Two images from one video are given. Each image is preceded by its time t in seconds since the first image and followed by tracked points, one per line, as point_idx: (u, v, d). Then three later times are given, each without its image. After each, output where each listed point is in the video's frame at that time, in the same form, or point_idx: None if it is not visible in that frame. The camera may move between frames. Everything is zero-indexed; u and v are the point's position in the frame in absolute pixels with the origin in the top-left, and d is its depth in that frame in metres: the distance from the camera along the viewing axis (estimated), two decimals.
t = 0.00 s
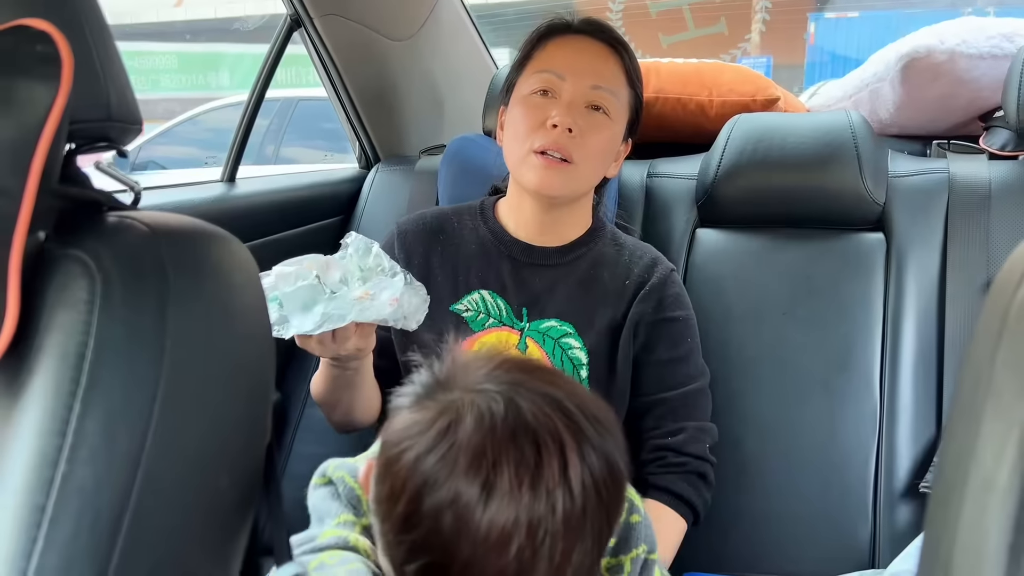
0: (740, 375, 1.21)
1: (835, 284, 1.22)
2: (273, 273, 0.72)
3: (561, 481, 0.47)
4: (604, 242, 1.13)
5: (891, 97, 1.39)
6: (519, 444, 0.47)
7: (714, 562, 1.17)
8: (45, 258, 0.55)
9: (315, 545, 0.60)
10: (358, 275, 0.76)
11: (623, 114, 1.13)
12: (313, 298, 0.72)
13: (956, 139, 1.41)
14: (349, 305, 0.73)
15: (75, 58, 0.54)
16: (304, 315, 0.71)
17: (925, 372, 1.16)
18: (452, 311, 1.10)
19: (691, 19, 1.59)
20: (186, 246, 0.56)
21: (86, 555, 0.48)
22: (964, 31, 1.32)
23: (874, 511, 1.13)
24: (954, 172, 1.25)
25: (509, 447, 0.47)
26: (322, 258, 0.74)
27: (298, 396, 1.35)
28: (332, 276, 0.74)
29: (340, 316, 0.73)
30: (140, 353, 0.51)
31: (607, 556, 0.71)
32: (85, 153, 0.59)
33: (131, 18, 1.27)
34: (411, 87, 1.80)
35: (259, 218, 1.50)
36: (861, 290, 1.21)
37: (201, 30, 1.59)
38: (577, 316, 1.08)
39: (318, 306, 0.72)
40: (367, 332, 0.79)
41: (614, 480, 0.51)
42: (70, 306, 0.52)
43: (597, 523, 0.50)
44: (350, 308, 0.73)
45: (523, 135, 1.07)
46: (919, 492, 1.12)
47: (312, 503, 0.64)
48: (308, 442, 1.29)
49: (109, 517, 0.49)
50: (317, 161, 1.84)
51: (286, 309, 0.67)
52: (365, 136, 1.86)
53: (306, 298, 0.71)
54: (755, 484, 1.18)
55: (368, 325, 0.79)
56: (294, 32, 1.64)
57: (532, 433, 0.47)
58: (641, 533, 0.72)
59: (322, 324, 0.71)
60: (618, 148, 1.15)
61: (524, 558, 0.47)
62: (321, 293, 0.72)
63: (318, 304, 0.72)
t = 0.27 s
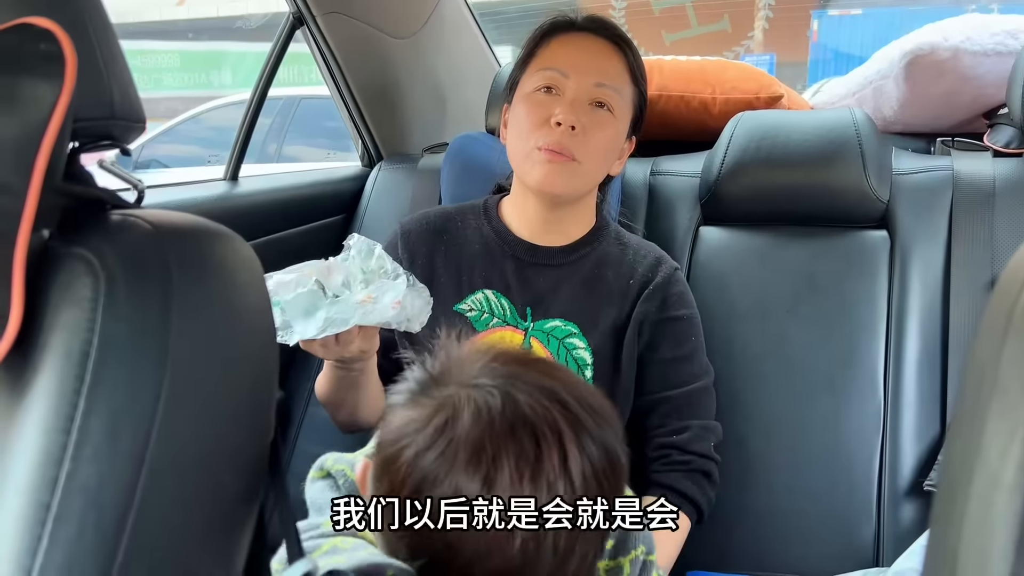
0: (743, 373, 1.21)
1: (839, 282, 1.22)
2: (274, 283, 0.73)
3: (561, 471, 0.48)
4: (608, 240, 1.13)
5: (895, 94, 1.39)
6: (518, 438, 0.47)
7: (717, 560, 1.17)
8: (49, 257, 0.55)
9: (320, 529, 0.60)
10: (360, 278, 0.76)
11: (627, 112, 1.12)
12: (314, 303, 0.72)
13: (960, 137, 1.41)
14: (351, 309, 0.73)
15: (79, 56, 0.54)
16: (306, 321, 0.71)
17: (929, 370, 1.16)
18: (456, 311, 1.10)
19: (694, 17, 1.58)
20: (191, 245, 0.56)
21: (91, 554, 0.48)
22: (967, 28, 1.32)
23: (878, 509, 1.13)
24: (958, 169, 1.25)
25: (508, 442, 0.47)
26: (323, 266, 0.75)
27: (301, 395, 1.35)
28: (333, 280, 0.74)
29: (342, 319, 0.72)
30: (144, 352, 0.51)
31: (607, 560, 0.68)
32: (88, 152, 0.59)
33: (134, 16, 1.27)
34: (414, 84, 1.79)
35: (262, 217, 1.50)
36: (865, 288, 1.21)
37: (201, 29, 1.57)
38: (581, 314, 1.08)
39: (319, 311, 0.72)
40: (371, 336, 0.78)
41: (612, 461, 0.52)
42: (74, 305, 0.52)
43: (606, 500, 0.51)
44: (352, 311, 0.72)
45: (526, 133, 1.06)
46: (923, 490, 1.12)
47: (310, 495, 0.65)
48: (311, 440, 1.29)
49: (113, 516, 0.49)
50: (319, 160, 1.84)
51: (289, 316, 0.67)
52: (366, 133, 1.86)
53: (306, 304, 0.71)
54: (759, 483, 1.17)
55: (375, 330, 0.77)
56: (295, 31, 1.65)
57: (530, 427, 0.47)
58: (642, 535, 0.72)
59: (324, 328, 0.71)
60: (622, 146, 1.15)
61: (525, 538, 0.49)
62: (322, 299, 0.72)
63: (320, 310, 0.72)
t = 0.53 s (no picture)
0: (746, 371, 1.21)
1: (843, 280, 1.22)
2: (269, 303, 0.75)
3: (594, 473, 0.48)
4: (613, 238, 1.13)
5: (899, 92, 1.38)
6: (553, 442, 0.47)
7: (720, 558, 1.17)
8: (54, 254, 0.55)
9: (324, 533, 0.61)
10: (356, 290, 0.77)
11: (631, 109, 1.12)
12: (307, 321, 0.74)
13: (964, 134, 1.40)
14: (345, 324, 0.74)
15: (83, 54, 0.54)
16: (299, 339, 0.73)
17: (932, 368, 1.16)
18: (461, 310, 1.10)
19: (697, 15, 1.58)
20: (195, 243, 0.56)
21: (96, 550, 0.48)
22: (971, 25, 1.31)
23: (881, 508, 1.13)
24: (962, 167, 1.24)
25: (544, 446, 0.47)
26: (316, 282, 0.77)
27: (304, 393, 1.36)
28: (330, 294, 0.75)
29: (336, 336, 0.74)
30: (149, 350, 0.51)
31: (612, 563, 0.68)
32: (92, 150, 0.59)
33: (137, 15, 1.27)
34: (415, 80, 1.78)
35: (265, 215, 1.50)
36: (867, 285, 1.21)
37: (203, 28, 1.59)
38: (585, 313, 1.08)
39: (312, 328, 0.74)
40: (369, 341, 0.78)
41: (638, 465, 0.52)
42: (79, 302, 0.52)
43: (608, 499, 0.49)
44: (346, 327, 0.74)
45: (530, 132, 1.06)
46: (927, 488, 1.12)
47: (310, 494, 0.65)
48: (315, 438, 1.30)
49: (118, 513, 0.49)
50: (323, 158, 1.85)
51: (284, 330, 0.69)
52: (369, 131, 1.86)
53: (298, 322, 0.73)
54: (762, 481, 1.17)
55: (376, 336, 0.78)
56: (299, 28, 1.65)
57: (565, 431, 0.47)
58: (638, 538, 0.71)
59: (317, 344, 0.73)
60: (626, 144, 1.14)
61: (533, 537, 0.48)
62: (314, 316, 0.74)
63: (313, 327, 0.74)
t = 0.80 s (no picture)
0: (749, 370, 1.21)
1: (845, 279, 1.22)
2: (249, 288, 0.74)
3: (600, 458, 0.52)
4: (614, 238, 1.13)
5: (901, 91, 1.38)
6: (561, 427, 0.51)
7: (721, 557, 1.17)
8: (57, 253, 0.55)
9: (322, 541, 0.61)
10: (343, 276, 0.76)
11: (629, 109, 1.12)
12: (286, 306, 0.73)
13: (967, 133, 1.40)
14: (325, 309, 0.74)
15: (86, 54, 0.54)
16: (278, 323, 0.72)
17: (935, 368, 1.16)
18: (463, 311, 1.11)
19: (699, 13, 1.58)
20: (198, 241, 0.56)
21: (100, 548, 0.48)
22: (975, 24, 1.31)
23: (883, 507, 1.13)
24: (965, 166, 1.24)
25: (553, 432, 0.51)
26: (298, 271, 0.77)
27: (307, 391, 1.36)
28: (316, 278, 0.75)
29: (316, 319, 0.73)
30: (153, 348, 0.51)
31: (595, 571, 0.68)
32: (95, 149, 0.59)
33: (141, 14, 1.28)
34: (418, 78, 1.79)
35: (268, 213, 1.50)
36: (869, 284, 1.21)
37: (207, 26, 1.60)
38: (587, 313, 1.08)
39: (291, 313, 0.73)
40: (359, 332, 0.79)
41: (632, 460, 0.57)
42: (82, 301, 0.52)
43: (607, 499, 0.53)
44: (326, 312, 0.74)
45: (525, 131, 1.07)
46: (929, 487, 1.12)
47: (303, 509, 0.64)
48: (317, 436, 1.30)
49: (122, 511, 0.49)
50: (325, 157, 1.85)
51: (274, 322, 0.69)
52: (371, 130, 1.86)
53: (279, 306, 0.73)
54: (764, 480, 1.17)
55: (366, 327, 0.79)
56: (301, 27, 1.65)
57: (570, 418, 0.52)
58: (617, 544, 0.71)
59: (297, 327, 0.71)
60: (625, 143, 1.14)
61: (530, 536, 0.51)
62: (294, 301, 0.73)
63: (291, 311, 0.73)
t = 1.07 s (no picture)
0: (752, 368, 1.21)
1: (847, 277, 1.22)
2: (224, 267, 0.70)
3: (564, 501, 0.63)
4: (615, 237, 1.13)
5: (904, 89, 1.38)
6: (526, 482, 0.61)
7: (723, 555, 1.18)
8: (61, 250, 0.55)
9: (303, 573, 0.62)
10: (324, 251, 0.75)
11: (623, 105, 1.12)
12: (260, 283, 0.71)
13: (969, 131, 1.40)
14: (297, 285, 0.72)
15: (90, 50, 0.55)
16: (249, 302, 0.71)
17: (937, 366, 1.16)
18: (464, 309, 1.10)
19: (701, 11, 1.59)
20: (201, 238, 0.56)
21: (104, 543, 0.49)
22: (978, 22, 1.31)
23: (886, 505, 1.13)
24: (967, 164, 1.24)
25: (521, 486, 0.60)
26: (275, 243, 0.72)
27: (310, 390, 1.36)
28: (297, 252, 0.73)
29: (287, 296, 0.72)
30: (157, 344, 0.51)
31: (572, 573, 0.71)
32: (99, 146, 0.59)
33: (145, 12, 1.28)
34: (421, 76, 1.79)
35: (270, 211, 1.51)
36: (871, 283, 1.21)
37: (211, 26, 1.65)
38: (590, 312, 1.08)
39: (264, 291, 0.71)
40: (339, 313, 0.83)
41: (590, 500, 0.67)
42: (86, 297, 0.52)
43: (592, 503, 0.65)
44: (298, 289, 0.72)
45: (517, 130, 1.07)
46: (931, 486, 1.12)
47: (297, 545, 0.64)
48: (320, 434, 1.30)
49: (126, 506, 0.49)
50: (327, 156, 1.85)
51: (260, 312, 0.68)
52: (374, 128, 1.86)
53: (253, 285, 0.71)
54: (767, 479, 1.18)
55: (346, 309, 0.84)
56: (304, 26, 1.66)
57: (530, 475, 0.61)
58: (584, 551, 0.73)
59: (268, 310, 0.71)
60: (622, 140, 1.14)
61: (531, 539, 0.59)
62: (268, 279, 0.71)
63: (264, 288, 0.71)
